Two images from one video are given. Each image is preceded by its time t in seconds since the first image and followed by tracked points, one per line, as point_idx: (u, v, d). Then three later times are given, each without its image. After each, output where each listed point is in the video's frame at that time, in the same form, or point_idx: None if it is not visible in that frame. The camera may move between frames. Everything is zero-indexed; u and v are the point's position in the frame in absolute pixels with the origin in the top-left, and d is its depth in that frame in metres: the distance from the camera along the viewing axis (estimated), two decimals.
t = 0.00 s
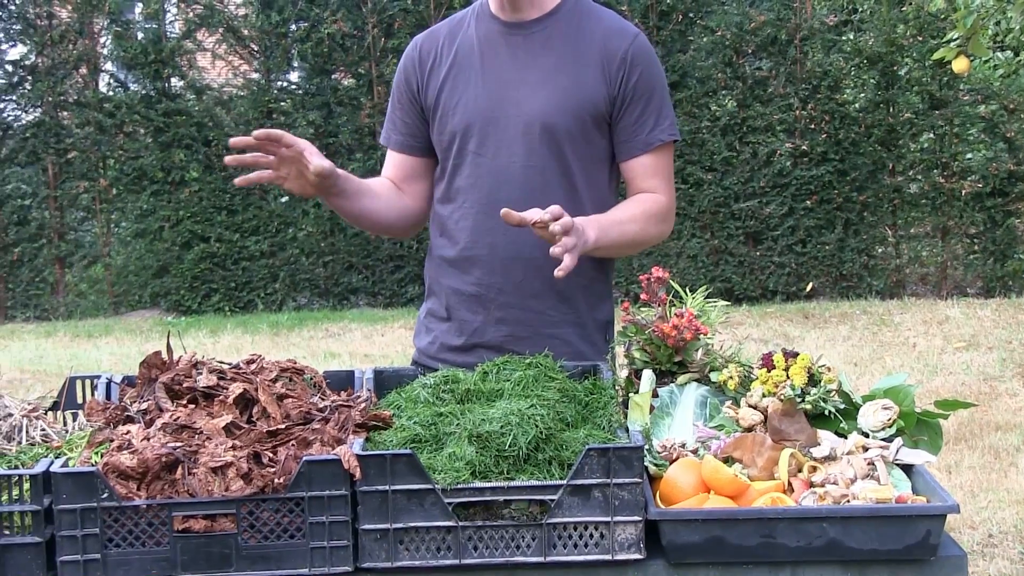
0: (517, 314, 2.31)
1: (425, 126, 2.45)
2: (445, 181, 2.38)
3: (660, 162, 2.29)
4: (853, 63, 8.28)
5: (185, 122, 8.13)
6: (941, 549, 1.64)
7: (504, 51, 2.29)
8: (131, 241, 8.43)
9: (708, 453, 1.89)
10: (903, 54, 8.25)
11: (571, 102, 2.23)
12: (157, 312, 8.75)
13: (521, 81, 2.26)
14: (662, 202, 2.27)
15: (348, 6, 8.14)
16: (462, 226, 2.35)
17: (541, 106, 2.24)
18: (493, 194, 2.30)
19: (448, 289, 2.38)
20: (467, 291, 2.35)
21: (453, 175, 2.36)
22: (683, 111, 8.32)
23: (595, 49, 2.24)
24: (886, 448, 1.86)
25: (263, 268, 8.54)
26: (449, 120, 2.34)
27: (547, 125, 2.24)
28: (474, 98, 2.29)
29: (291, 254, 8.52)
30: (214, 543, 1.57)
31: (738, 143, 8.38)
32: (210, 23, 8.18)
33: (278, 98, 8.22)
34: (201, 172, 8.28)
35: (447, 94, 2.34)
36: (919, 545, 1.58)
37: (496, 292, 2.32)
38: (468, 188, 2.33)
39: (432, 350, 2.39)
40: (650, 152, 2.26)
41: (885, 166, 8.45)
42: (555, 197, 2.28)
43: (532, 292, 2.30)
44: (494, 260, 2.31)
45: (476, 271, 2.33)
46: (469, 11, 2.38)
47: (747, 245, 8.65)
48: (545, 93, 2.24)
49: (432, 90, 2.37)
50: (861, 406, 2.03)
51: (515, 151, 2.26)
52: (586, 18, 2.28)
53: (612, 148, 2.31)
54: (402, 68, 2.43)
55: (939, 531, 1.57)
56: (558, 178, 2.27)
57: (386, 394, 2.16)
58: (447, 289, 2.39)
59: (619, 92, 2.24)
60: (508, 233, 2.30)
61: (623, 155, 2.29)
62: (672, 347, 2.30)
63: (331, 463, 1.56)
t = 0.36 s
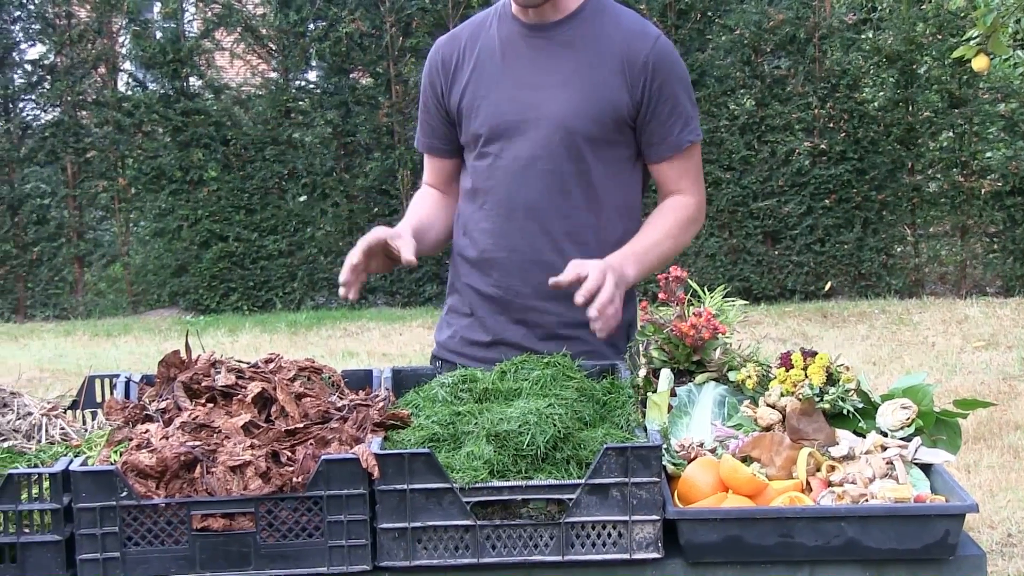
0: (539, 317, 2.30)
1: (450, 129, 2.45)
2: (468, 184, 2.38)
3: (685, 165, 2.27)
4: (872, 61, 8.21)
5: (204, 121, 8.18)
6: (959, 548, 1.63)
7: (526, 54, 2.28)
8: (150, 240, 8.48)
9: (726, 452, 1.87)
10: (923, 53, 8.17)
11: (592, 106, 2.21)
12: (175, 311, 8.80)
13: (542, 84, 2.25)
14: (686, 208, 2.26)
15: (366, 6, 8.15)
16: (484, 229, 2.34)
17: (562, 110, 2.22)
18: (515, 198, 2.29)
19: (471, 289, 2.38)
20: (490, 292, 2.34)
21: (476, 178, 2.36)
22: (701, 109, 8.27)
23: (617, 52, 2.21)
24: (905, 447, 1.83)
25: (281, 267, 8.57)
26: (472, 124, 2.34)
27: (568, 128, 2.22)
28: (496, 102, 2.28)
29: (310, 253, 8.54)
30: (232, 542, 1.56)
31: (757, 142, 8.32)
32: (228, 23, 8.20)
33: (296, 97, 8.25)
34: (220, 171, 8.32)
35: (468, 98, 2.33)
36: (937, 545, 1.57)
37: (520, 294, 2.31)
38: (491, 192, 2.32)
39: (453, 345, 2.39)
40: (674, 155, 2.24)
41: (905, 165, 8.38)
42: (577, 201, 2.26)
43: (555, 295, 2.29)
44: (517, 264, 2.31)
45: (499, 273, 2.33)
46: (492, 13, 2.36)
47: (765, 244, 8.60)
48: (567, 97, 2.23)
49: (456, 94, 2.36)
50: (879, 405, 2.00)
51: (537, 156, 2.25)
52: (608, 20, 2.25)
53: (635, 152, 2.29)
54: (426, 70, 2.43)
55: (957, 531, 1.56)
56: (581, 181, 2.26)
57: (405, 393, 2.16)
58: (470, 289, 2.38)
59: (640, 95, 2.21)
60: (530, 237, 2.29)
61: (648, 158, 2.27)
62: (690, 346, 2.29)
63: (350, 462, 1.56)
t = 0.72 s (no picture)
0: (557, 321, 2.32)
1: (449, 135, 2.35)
2: (478, 191, 2.35)
3: (682, 170, 2.29)
4: (889, 56, 8.13)
5: (220, 117, 8.21)
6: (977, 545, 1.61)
7: (535, 59, 2.25)
8: (166, 236, 8.51)
9: (741, 448, 1.86)
10: (940, 48, 8.08)
11: (608, 111, 2.21)
12: (191, 307, 8.85)
13: (556, 90, 2.24)
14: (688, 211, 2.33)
15: (381, 2, 8.15)
16: (498, 236, 2.33)
17: (580, 116, 2.21)
18: (532, 205, 2.28)
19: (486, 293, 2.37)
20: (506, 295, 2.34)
21: (486, 185, 2.33)
22: (717, 105, 8.23)
23: (628, 57, 2.22)
24: (921, 443, 1.82)
25: (298, 263, 8.60)
26: (475, 130, 2.29)
27: (587, 134, 2.22)
28: (509, 107, 2.24)
29: (325, 249, 8.56)
30: (249, 538, 1.56)
31: (773, 138, 8.27)
32: (244, 19, 8.23)
33: (312, 93, 8.27)
34: (236, 167, 8.35)
35: (471, 103, 2.28)
36: (954, 541, 1.56)
37: (538, 295, 2.32)
38: (501, 199, 2.30)
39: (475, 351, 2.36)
40: (677, 160, 2.27)
41: (921, 160, 8.31)
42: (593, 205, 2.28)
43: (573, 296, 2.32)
44: (532, 269, 2.31)
45: (512, 277, 2.33)
46: (489, 14, 2.30)
47: (781, 240, 8.57)
48: (578, 103, 2.22)
49: (455, 97, 2.29)
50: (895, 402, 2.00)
51: (549, 162, 2.25)
52: (613, 23, 2.26)
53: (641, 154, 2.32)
54: (416, 72, 2.33)
55: (974, 527, 1.55)
56: (596, 186, 2.27)
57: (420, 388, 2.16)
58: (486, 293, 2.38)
59: (651, 98, 2.23)
60: (549, 242, 2.30)
61: (649, 163, 2.26)
62: (706, 343, 2.27)
63: (366, 458, 1.55)
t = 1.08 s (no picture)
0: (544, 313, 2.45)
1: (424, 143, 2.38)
2: (456, 195, 2.42)
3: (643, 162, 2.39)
4: (905, 48, 8.06)
5: (235, 110, 8.23)
6: (994, 538, 1.60)
7: (501, 62, 2.31)
8: (182, 229, 8.55)
9: (757, 441, 1.85)
10: (957, 40, 8.00)
11: (574, 111, 2.32)
12: (207, 299, 8.89)
13: (524, 94, 2.31)
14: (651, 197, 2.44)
15: None
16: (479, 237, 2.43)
17: (548, 118, 2.31)
18: (510, 205, 2.38)
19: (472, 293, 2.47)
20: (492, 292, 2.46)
21: (464, 188, 2.40)
22: (733, 97, 8.18)
23: (588, 57, 2.31)
24: (937, 437, 1.80)
25: (313, 256, 8.62)
26: (446, 136, 2.35)
27: (556, 135, 2.32)
28: (482, 113, 2.31)
29: (340, 241, 8.56)
30: (264, 529, 1.56)
31: (789, 130, 8.22)
32: (259, 11, 8.25)
33: (328, 85, 8.27)
34: (251, 160, 8.37)
35: (439, 110, 2.32)
36: (970, 534, 1.55)
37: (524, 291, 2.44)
38: (477, 202, 2.40)
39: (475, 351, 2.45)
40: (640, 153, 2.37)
41: (938, 152, 8.24)
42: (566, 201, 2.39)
43: (556, 289, 2.43)
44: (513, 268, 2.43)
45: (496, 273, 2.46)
46: (449, 19, 2.33)
47: (797, 233, 8.52)
48: (544, 105, 2.31)
49: (424, 106, 2.32)
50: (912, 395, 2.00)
51: (521, 166, 2.35)
52: (568, 22, 2.33)
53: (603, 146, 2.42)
54: (378, 81, 2.34)
55: (990, 520, 1.54)
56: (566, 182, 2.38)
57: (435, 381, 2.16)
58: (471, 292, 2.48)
59: (612, 95, 2.33)
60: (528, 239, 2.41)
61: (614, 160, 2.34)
62: (722, 335, 2.27)
63: (381, 450, 1.55)
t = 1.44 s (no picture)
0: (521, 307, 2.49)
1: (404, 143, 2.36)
2: (435, 194, 2.42)
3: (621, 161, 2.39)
4: (922, 37, 7.96)
5: (250, 100, 8.24)
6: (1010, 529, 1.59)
7: (480, 63, 2.28)
8: (197, 218, 8.58)
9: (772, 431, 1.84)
10: (974, 28, 7.92)
11: (552, 113, 2.31)
12: (222, 289, 8.93)
13: (502, 95, 2.30)
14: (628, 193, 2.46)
15: None
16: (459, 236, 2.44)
17: (527, 121, 2.31)
18: (489, 206, 2.39)
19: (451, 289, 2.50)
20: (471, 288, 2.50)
21: (443, 188, 2.40)
22: (749, 87, 8.12)
23: (567, 58, 2.29)
24: (953, 427, 1.79)
25: (328, 245, 8.63)
26: (425, 138, 2.34)
27: (535, 138, 2.32)
28: (461, 115, 2.30)
29: (356, 231, 8.58)
30: (280, 518, 1.56)
31: (805, 120, 8.16)
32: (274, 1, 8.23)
33: (343, 75, 8.27)
34: (267, 149, 8.37)
35: (418, 113, 2.31)
36: (986, 524, 1.54)
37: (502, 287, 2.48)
38: (456, 202, 2.41)
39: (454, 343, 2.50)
40: (619, 153, 2.38)
41: (954, 142, 8.16)
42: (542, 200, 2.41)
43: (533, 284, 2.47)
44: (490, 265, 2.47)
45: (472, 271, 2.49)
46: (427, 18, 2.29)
47: (813, 223, 8.48)
48: (523, 108, 2.30)
49: (403, 108, 2.30)
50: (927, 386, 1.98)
51: (500, 168, 2.36)
52: (546, 21, 2.31)
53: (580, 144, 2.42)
54: (356, 81, 2.30)
55: (1006, 510, 1.53)
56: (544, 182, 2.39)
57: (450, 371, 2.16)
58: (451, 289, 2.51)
59: (591, 96, 2.32)
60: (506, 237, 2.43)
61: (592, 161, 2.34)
62: (736, 325, 2.25)
63: (396, 440, 1.55)
